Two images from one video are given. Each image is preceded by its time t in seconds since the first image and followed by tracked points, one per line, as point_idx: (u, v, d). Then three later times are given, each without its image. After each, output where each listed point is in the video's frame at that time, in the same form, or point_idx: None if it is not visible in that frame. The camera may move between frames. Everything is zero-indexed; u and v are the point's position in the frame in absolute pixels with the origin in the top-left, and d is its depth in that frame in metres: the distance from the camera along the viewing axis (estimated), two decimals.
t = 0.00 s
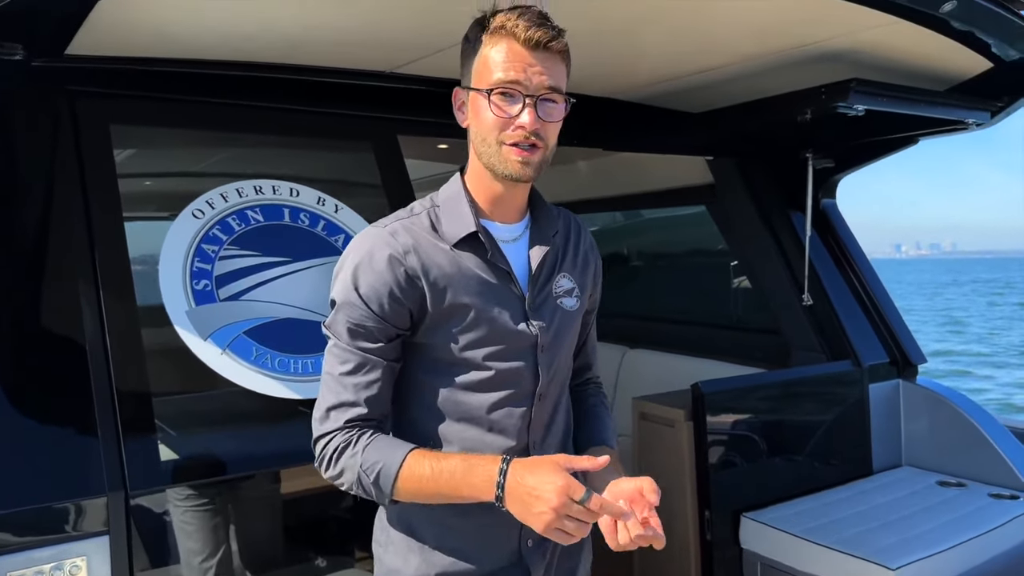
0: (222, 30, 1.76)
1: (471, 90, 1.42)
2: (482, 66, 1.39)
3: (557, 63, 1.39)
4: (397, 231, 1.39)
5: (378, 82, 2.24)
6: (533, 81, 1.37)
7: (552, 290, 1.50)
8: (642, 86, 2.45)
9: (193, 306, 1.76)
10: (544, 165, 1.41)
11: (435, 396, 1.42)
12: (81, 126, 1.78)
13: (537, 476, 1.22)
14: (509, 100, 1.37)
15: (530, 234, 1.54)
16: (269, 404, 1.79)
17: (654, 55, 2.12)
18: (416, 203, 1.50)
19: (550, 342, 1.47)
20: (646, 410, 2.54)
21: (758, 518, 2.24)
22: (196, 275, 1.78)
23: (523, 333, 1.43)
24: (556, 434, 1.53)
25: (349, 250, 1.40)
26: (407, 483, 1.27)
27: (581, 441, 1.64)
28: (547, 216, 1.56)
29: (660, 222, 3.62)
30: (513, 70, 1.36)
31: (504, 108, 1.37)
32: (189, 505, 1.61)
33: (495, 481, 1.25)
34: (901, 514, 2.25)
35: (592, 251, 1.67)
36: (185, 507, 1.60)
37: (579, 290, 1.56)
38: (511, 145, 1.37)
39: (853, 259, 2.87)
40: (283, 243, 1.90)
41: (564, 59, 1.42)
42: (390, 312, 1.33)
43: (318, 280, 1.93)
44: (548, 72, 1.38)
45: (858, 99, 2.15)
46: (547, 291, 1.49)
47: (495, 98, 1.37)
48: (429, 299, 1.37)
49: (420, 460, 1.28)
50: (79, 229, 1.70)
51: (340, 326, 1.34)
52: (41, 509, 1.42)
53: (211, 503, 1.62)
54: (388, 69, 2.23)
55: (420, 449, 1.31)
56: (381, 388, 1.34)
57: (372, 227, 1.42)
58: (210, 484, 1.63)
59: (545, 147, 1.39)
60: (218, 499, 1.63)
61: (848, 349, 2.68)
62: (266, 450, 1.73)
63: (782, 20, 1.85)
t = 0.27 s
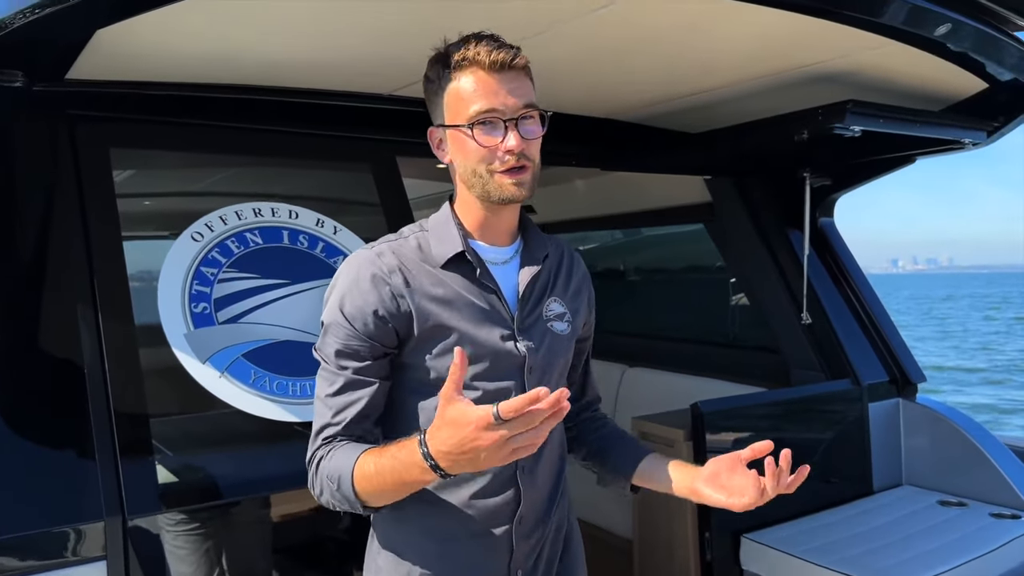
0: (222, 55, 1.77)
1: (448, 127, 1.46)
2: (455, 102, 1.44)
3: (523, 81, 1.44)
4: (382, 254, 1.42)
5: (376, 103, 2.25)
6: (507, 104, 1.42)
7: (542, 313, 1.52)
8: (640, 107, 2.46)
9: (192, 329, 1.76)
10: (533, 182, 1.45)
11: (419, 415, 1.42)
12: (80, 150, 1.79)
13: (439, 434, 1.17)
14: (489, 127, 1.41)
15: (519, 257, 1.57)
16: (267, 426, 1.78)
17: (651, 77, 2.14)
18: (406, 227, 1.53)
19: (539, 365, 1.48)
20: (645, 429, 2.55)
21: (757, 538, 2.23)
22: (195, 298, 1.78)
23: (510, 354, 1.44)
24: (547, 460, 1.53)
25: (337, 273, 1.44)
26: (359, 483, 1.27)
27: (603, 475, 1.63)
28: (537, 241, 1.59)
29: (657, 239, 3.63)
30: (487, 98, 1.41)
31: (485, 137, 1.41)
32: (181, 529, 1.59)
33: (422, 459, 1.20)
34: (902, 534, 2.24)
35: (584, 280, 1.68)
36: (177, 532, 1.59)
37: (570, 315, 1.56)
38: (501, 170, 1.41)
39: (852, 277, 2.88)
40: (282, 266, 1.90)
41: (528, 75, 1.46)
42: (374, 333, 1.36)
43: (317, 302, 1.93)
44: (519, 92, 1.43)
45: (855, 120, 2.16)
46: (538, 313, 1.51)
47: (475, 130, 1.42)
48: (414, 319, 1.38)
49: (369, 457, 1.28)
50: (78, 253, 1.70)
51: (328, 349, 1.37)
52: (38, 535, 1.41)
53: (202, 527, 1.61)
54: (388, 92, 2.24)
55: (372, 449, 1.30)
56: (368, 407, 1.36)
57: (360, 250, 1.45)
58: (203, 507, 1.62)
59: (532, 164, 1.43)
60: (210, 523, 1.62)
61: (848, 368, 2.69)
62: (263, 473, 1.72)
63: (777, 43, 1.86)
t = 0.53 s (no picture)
0: (223, 66, 1.77)
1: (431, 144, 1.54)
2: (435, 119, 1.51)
3: (499, 95, 1.50)
4: (369, 274, 1.46)
5: (378, 114, 2.26)
6: (482, 118, 1.48)
7: (536, 323, 1.52)
8: (640, 118, 2.47)
9: (194, 339, 1.76)
10: (513, 191, 1.49)
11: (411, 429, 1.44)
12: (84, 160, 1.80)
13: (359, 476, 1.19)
14: (466, 140, 1.48)
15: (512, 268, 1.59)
16: (268, 437, 1.78)
17: (652, 89, 2.15)
18: (400, 245, 1.57)
19: (533, 375, 1.48)
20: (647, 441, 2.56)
21: (759, 550, 2.22)
22: (197, 308, 1.79)
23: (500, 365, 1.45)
24: (552, 472, 1.53)
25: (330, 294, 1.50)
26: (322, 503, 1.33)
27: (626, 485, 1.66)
28: (529, 252, 1.60)
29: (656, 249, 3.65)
30: (463, 113, 1.48)
31: (462, 150, 1.47)
32: (181, 541, 1.59)
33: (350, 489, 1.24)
34: (904, 546, 2.23)
35: (584, 288, 1.68)
36: (177, 543, 1.58)
37: (567, 324, 1.56)
38: (478, 179, 1.46)
39: (852, 287, 2.88)
40: (284, 277, 1.91)
41: (506, 90, 1.52)
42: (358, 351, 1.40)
43: (318, 312, 1.94)
44: (494, 106, 1.49)
45: (856, 132, 2.16)
46: (532, 324, 1.52)
47: (453, 143, 1.48)
48: (398, 337, 1.41)
49: (328, 479, 1.34)
50: (81, 263, 1.71)
51: (319, 367, 1.44)
52: (38, 545, 1.41)
53: (202, 538, 1.60)
54: (389, 102, 2.24)
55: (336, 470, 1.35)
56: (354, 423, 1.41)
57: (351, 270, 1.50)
58: (203, 519, 1.61)
59: (510, 174, 1.47)
60: (210, 534, 1.61)
61: (849, 380, 2.68)
62: (265, 484, 1.72)
63: (779, 55, 1.87)
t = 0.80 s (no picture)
0: (232, 67, 1.77)
1: (425, 147, 1.55)
2: (429, 121, 1.53)
3: (492, 97, 1.51)
4: (366, 279, 1.47)
5: (384, 116, 2.27)
6: (475, 119, 1.49)
7: (533, 325, 1.52)
8: (646, 121, 2.47)
9: (200, 340, 1.76)
10: (505, 192, 1.49)
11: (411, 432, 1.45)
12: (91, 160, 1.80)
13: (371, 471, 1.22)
14: (458, 141, 1.48)
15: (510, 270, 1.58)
16: (272, 438, 1.78)
17: (658, 93, 2.15)
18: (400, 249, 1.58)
19: (529, 377, 1.48)
20: (652, 445, 2.57)
21: (761, 554, 2.22)
22: (202, 308, 1.79)
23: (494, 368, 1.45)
24: (551, 475, 1.53)
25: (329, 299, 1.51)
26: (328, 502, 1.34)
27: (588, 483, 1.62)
28: (526, 253, 1.60)
29: (660, 252, 3.66)
30: (455, 114, 1.49)
31: (454, 150, 1.48)
32: (185, 542, 1.59)
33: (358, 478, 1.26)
34: (906, 552, 2.23)
35: (586, 288, 1.67)
36: (181, 544, 1.58)
37: (566, 326, 1.56)
38: (469, 180, 1.46)
39: (856, 292, 2.88)
40: (289, 277, 1.91)
41: (499, 93, 1.53)
42: (354, 356, 1.41)
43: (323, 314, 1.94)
44: (486, 108, 1.50)
45: (861, 137, 2.16)
46: (529, 326, 1.52)
47: (445, 144, 1.49)
48: (393, 342, 1.41)
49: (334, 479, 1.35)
50: (87, 263, 1.71)
51: (318, 372, 1.45)
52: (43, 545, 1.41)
53: (206, 540, 1.60)
54: (396, 104, 2.24)
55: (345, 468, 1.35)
56: (353, 426, 1.42)
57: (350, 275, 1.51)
58: (207, 520, 1.61)
59: (501, 174, 1.47)
60: (215, 535, 1.61)
61: (851, 384, 2.68)
62: (269, 485, 1.72)
63: (786, 60, 1.87)
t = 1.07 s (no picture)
0: (238, 63, 1.78)
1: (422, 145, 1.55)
2: (425, 119, 1.53)
3: (487, 96, 1.51)
4: (365, 277, 1.48)
5: (389, 114, 2.27)
6: (469, 116, 1.49)
7: (529, 323, 1.53)
8: (650, 121, 2.48)
9: (205, 335, 1.77)
10: (497, 190, 1.48)
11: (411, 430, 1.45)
12: (97, 155, 1.81)
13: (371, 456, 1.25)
14: (451, 138, 1.48)
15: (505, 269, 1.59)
16: (275, 433, 1.78)
17: (663, 93, 2.16)
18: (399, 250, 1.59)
19: (522, 374, 1.48)
20: (652, 444, 2.58)
21: (761, 554, 2.23)
22: (208, 303, 1.80)
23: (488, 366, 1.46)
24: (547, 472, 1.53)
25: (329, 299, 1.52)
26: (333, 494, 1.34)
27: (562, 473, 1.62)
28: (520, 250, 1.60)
29: (662, 253, 3.68)
30: (449, 111, 1.49)
31: (448, 147, 1.48)
32: (187, 538, 1.59)
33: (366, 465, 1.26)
34: (906, 552, 2.24)
35: (583, 287, 1.68)
36: (184, 539, 1.59)
37: (562, 323, 1.57)
38: (460, 176, 1.46)
39: (858, 293, 2.88)
40: (294, 274, 1.92)
41: (496, 93, 1.53)
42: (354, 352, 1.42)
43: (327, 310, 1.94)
44: (481, 106, 1.50)
45: (865, 138, 2.17)
46: (525, 323, 1.52)
47: (438, 141, 1.49)
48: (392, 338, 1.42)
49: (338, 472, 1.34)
50: (93, 257, 1.72)
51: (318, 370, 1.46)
52: (48, 538, 1.42)
53: (208, 536, 1.61)
54: (401, 102, 2.25)
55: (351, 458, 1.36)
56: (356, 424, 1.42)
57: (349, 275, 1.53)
58: (209, 515, 1.62)
59: (493, 172, 1.46)
60: (216, 531, 1.62)
61: (851, 385, 2.69)
62: (272, 480, 1.72)
63: (791, 61, 1.88)
